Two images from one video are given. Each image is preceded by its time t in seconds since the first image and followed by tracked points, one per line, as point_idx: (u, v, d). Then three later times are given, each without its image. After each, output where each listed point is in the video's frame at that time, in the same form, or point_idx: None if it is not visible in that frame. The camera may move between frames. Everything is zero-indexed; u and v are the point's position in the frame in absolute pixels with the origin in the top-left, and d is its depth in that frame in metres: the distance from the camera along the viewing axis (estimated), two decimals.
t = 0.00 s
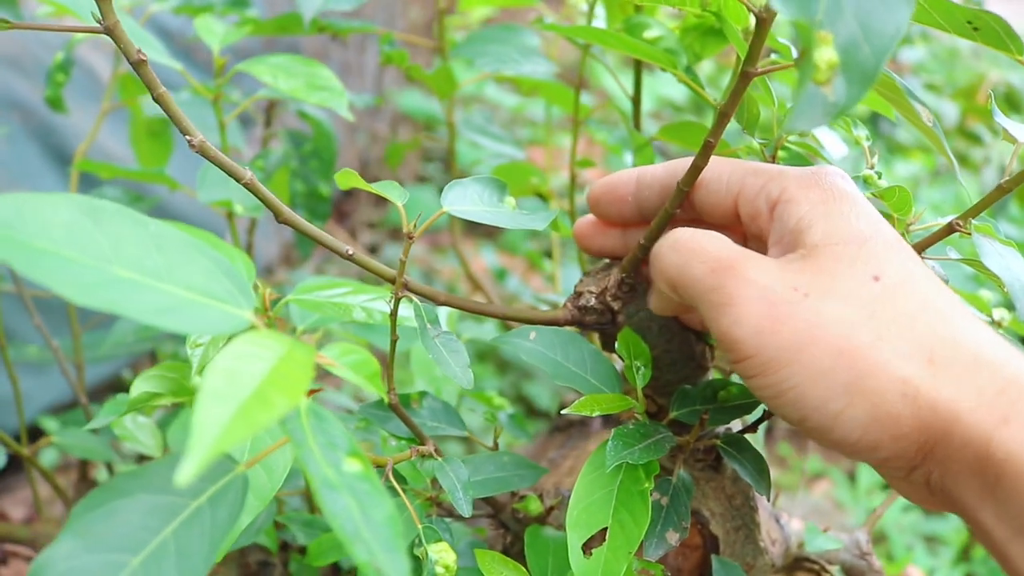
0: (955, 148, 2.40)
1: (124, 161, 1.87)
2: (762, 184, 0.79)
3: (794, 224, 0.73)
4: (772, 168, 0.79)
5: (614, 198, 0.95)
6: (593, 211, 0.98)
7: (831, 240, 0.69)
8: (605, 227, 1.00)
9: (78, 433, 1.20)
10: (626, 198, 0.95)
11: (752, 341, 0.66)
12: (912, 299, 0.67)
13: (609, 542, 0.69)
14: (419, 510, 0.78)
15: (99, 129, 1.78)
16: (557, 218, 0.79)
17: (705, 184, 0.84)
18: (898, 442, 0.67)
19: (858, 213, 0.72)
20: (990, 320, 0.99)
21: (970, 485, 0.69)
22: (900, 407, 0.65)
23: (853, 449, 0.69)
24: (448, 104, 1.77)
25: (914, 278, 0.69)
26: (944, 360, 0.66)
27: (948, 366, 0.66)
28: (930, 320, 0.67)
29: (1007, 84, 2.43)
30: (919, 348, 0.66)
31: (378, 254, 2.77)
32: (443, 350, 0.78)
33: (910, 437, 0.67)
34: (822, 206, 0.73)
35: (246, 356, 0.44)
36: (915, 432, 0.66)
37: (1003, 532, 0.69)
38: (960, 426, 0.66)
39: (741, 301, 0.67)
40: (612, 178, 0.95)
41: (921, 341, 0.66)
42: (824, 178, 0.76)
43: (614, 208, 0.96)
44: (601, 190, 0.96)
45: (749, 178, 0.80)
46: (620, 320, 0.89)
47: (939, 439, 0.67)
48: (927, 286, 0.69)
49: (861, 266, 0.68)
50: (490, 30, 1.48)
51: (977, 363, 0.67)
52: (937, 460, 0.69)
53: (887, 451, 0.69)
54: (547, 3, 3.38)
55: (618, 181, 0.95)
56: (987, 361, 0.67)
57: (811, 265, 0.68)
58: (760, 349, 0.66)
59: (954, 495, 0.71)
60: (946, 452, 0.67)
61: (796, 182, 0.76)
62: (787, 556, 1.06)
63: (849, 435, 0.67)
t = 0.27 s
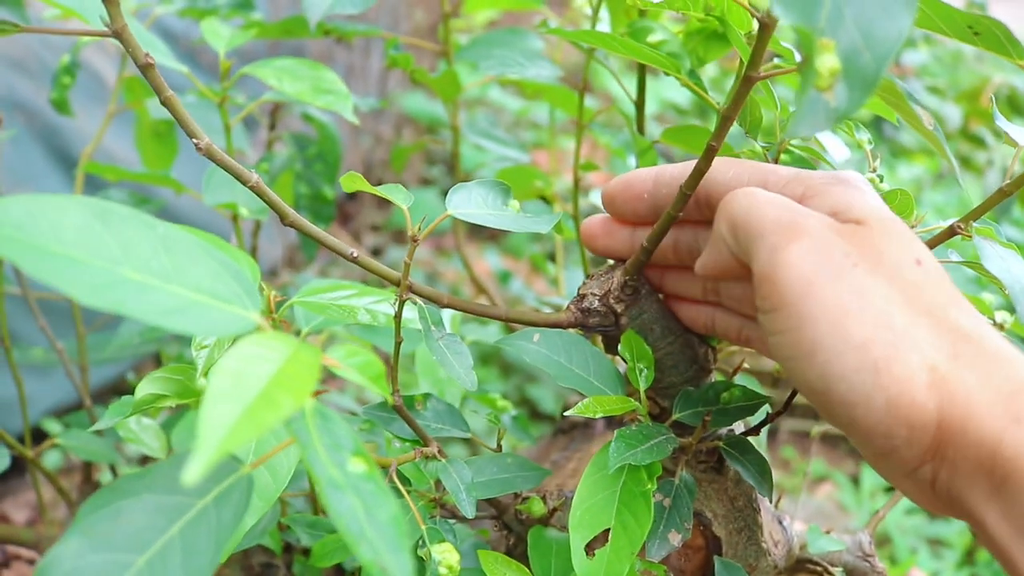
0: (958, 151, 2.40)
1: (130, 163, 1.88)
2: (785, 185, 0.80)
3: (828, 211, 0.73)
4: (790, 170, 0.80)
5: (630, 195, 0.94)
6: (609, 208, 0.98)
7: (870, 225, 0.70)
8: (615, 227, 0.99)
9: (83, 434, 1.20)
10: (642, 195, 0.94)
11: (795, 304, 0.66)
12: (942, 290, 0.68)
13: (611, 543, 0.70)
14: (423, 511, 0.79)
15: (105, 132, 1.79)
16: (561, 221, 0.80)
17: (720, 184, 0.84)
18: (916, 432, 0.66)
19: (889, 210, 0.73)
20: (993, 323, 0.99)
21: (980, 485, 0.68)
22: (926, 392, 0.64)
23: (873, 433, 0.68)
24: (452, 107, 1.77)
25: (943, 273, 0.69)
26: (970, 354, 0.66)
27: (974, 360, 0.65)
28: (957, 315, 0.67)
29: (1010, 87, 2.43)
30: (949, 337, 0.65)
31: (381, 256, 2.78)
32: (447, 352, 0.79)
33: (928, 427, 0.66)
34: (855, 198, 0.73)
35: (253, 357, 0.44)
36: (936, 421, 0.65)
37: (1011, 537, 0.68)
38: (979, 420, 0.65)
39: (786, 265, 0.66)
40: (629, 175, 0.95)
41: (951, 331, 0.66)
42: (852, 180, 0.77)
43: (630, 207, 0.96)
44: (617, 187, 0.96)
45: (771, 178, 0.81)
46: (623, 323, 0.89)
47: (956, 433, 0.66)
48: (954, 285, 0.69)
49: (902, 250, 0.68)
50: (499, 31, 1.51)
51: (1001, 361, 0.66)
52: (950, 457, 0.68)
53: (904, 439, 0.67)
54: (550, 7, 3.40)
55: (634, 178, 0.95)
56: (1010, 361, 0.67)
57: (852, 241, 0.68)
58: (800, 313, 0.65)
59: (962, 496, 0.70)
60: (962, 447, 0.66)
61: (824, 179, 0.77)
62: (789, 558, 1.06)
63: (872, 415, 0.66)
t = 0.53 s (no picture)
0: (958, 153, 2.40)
1: (129, 166, 1.88)
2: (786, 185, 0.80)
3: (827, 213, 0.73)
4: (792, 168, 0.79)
5: (637, 188, 0.95)
6: (616, 202, 0.99)
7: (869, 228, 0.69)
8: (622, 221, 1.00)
9: (83, 436, 1.20)
10: (649, 189, 0.95)
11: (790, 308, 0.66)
12: (942, 291, 0.67)
13: (611, 543, 0.70)
14: (422, 512, 0.79)
15: (104, 134, 1.79)
16: (560, 221, 0.80)
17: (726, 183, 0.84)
18: (913, 433, 0.66)
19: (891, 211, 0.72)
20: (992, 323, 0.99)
21: (979, 485, 0.68)
22: (923, 393, 0.64)
23: (870, 435, 0.68)
24: (452, 109, 1.78)
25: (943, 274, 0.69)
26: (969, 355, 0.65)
27: (973, 361, 0.65)
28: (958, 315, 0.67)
29: (1010, 88, 2.43)
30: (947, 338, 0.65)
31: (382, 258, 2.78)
32: (446, 352, 0.79)
33: (926, 428, 0.66)
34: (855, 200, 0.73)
35: (253, 357, 0.44)
36: (934, 422, 0.65)
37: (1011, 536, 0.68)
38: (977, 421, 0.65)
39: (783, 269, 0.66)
40: (635, 169, 0.96)
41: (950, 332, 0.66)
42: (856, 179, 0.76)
43: (636, 200, 0.97)
44: (623, 181, 0.97)
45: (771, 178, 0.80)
46: (623, 323, 0.89)
47: (955, 434, 0.66)
48: (954, 285, 0.69)
49: (901, 251, 0.68)
50: (499, 33, 1.52)
51: (1000, 361, 0.66)
52: (949, 457, 0.68)
53: (901, 441, 0.67)
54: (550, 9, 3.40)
55: (641, 173, 0.96)
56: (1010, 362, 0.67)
57: (850, 243, 0.68)
58: (796, 317, 0.66)
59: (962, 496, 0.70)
60: (961, 448, 0.66)
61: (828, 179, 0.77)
62: (789, 559, 1.06)
63: (869, 417, 0.66)
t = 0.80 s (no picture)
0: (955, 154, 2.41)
1: (126, 166, 1.87)
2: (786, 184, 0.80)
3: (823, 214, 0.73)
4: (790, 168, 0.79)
5: (633, 188, 0.95)
6: (610, 204, 0.99)
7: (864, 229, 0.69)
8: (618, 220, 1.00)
9: (79, 437, 1.20)
10: (644, 191, 0.95)
11: (784, 311, 0.66)
12: (938, 291, 0.67)
13: (609, 543, 0.70)
14: (419, 512, 0.78)
15: (101, 134, 1.79)
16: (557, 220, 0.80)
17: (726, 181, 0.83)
18: (910, 434, 0.66)
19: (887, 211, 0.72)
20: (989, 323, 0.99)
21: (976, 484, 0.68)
22: (919, 395, 0.64)
23: (866, 435, 0.68)
24: (450, 109, 1.78)
25: (940, 275, 0.68)
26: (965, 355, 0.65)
27: (969, 362, 0.65)
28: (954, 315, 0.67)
29: (1006, 89, 2.43)
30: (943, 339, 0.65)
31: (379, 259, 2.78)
32: (443, 351, 0.78)
33: (923, 429, 0.66)
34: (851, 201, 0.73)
35: (249, 355, 0.44)
36: (930, 423, 0.65)
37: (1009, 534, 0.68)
38: (974, 421, 0.65)
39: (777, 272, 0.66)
40: (631, 170, 0.95)
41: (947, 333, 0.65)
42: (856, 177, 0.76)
43: (631, 201, 0.97)
44: (618, 181, 0.96)
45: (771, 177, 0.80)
46: (621, 323, 0.88)
47: (950, 434, 0.66)
48: (950, 285, 0.69)
49: (896, 252, 0.68)
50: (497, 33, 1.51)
51: (997, 360, 0.66)
52: (946, 457, 0.68)
53: (898, 441, 0.67)
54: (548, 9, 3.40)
55: (637, 173, 0.96)
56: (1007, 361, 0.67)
57: (845, 245, 0.68)
58: (790, 320, 0.66)
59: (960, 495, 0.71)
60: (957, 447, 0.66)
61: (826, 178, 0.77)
62: (787, 559, 1.06)
63: (864, 418, 0.66)
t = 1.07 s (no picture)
0: (957, 150, 2.40)
1: (125, 164, 1.87)
2: (777, 189, 0.80)
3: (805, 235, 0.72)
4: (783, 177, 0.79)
5: (619, 199, 0.95)
6: (592, 212, 0.98)
7: (837, 252, 0.68)
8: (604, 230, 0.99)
9: (78, 435, 1.20)
10: (630, 200, 0.95)
11: (756, 356, 0.67)
12: (918, 305, 0.65)
13: (605, 540, 0.69)
14: (416, 509, 0.78)
15: (100, 132, 1.79)
16: (553, 215, 0.79)
17: (720, 190, 0.86)
18: (901, 454, 0.66)
19: (866, 221, 0.70)
20: (989, 319, 0.98)
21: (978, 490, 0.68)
22: (904, 420, 0.63)
23: (859, 459, 0.68)
24: (450, 106, 1.77)
25: (920, 286, 0.67)
26: (951, 368, 0.64)
27: (955, 375, 0.64)
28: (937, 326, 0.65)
29: (1009, 86, 2.42)
30: (926, 357, 0.64)
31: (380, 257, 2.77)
32: (438, 347, 0.78)
33: (915, 447, 0.65)
34: (827, 220, 0.71)
35: (238, 350, 0.44)
36: (919, 443, 0.65)
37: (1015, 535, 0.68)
38: (967, 433, 0.64)
39: (745, 321, 0.67)
40: (614, 180, 0.95)
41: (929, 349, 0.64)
42: (841, 184, 0.75)
43: (617, 210, 0.96)
44: (602, 192, 0.96)
45: (765, 183, 0.82)
46: (617, 318, 0.88)
47: (943, 449, 0.65)
48: (935, 292, 0.67)
49: (868, 273, 0.66)
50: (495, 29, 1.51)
51: (985, 369, 0.64)
52: (944, 468, 0.68)
53: (893, 462, 0.68)
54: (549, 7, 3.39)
55: (620, 183, 0.95)
56: (997, 368, 0.65)
57: (815, 278, 0.67)
58: (765, 365, 0.67)
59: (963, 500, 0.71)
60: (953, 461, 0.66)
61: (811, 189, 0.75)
62: (787, 555, 1.06)
63: (853, 447, 0.67)
